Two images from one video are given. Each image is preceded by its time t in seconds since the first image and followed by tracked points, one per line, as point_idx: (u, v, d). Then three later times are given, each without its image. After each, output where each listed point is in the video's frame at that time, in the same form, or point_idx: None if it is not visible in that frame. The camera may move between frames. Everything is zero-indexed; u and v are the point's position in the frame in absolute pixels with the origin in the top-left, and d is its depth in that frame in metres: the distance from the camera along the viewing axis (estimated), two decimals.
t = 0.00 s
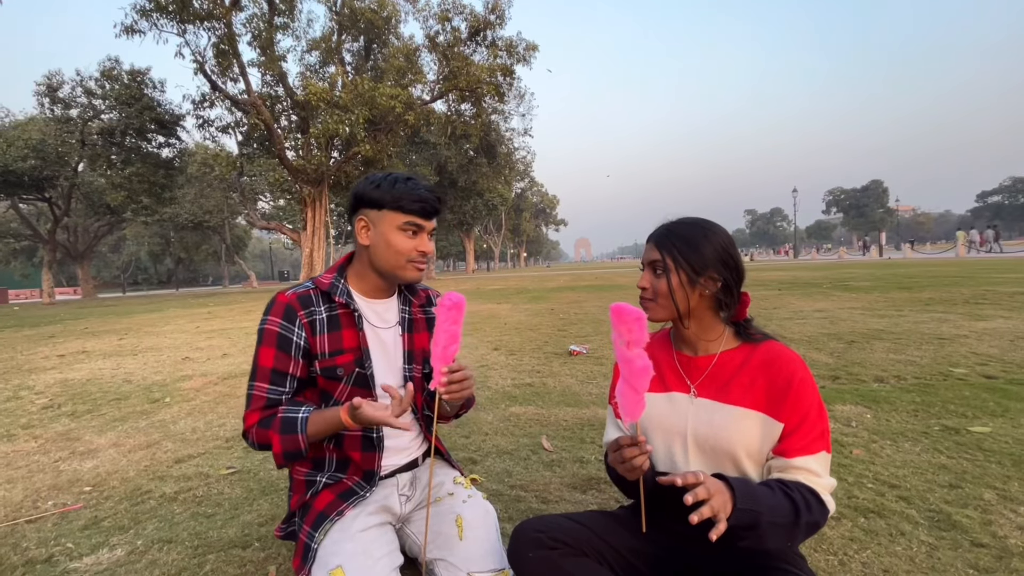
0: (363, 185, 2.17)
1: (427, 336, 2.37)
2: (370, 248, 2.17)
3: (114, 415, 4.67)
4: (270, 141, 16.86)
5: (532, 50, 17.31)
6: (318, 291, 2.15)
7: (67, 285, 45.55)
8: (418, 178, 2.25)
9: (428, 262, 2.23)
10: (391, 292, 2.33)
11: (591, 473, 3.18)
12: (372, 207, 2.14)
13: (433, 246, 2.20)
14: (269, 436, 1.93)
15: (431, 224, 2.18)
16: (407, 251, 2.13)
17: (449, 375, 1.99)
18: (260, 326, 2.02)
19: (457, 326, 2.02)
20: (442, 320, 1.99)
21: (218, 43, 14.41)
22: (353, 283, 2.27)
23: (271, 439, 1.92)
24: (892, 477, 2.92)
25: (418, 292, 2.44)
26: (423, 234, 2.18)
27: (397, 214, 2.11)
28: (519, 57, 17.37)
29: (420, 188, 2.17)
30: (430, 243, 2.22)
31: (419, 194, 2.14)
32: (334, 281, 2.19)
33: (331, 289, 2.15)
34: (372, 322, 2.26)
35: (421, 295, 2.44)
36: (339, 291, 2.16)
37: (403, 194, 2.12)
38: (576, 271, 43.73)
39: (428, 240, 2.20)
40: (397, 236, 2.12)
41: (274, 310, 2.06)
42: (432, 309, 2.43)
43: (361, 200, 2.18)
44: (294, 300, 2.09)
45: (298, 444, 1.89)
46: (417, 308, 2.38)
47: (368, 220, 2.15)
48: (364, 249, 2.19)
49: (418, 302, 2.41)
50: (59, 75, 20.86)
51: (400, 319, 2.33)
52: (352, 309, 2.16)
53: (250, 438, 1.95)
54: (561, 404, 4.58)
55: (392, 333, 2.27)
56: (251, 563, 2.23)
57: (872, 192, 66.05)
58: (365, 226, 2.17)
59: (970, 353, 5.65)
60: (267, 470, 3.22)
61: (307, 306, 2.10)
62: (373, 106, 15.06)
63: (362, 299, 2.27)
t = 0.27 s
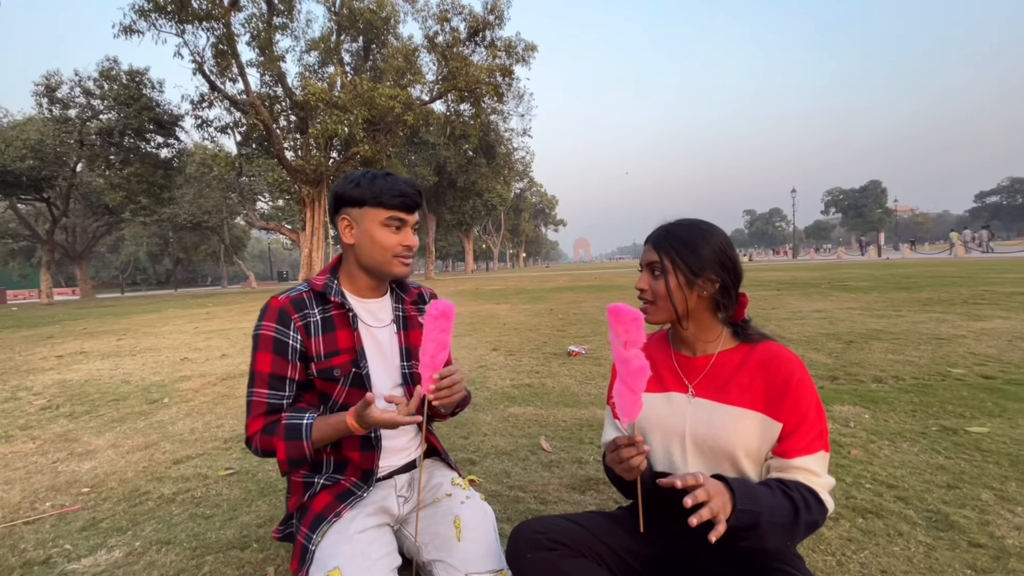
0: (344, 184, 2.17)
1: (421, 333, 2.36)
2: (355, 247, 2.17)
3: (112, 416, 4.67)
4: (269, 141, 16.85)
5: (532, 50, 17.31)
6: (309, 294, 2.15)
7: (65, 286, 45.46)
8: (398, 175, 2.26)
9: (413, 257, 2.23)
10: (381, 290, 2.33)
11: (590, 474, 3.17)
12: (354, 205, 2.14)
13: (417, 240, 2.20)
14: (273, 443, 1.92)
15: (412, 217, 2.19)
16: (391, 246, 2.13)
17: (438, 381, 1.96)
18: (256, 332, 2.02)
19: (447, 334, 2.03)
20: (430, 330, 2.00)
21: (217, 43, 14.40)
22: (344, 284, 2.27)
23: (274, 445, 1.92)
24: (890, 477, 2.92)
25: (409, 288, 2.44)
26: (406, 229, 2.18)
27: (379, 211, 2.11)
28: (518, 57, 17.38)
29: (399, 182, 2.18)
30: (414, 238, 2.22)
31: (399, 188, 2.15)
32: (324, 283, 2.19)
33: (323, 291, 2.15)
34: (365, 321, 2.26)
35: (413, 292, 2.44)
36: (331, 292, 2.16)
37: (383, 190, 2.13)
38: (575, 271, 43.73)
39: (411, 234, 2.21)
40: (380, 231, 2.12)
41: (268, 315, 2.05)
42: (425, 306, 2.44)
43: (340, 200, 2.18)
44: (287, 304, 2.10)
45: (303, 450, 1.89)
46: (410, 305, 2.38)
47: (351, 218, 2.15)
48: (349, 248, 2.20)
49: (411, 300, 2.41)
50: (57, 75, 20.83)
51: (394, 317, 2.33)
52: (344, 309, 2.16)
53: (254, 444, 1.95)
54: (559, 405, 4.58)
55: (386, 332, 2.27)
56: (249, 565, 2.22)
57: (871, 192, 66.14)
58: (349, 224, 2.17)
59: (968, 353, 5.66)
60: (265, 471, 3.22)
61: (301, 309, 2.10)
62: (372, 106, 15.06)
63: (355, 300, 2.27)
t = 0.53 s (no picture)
0: (343, 185, 2.17)
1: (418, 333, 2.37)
2: (354, 248, 2.17)
3: (110, 416, 4.66)
4: (268, 142, 16.84)
5: (530, 50, 17.30)
6: (305, 294, 2.15)
7: (63, 286, 45.38)
8: (399, 177, 2.26)
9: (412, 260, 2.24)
10: (379, 291, 2.33)
11: (588, 474, 3.18)
12: (353, 207, 2.14)
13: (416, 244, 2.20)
14: (267, 445, 1.92)
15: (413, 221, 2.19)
16: (391, 250, 2.13)
17: (428, 381, 1.96)
18: (250, 333, 2.01)
19: (435, 334, 2.00)
20: (420, 330, 1.97)
21: (216, 43, 14.38)
22: (340, 285, 2.27)
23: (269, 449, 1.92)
24: (887, 476, 2.93)
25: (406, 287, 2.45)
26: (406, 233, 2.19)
27: (380, 214, 2.11)
28: (517, 57, 17.38)
29: (401, 187, 2.18)
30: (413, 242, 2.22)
31: (400, 193, 2.15)
32: (320, 283, 2.19)
33: (318, 292, 2.15)
34: (361, 321, 2.26)
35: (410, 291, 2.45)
36: (326, 293, 2.16)
37: (384, 194, 2.13)
38: (574, 271, 43.75)
39: (411, 238, 2.21)
40: (380, 235, 2.12)
41: (262, 316, 2.05)
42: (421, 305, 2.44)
43: (340, 201, 2.17)
44: (282, 305, 2.09)
45: (298, 453, 1.89)
46: (406, 305, 2.38)
47: (350, 220, 2.15)
48: (347, 250, 2.20)
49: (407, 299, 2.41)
50: (55, 76, 20.79)
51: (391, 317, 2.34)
52: (340, 311, 2.16)
53: (247, 447, 1.95)
54: (558, 405, 4.58)
55: (382, 332, 2.28)
56: (247, 565, 2.23)
57: (869, 192, 66.22)
58: (347, 226, 2.16)
59: (966, 353, 5.67)
60: (263, 471, 3.22)
61: (296, 311, 2.10)
62: (371, 106, 15.04)
63: (351, 300, 2.27)
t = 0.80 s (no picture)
0: (338, 184, 2.17)
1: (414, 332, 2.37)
2: (347, 249, 2.17)
3: (108, 417, 4.66)
4: (267, 142, 16.82)
5: (529, 50, 17.29)
6: (301, 295, 2.15)
7: (62, 287, 45.32)
8: (395, 177, 2.25)
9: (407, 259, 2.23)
10: (374, 290, 2.32)
11: (586, 473, 3.18)
12: (348, 207, 2.14)
13: (411, 244, 2.21)
14: (265, 445, 1.92)
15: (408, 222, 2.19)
16: (386, 251, 2.13)
17: (425, 379, 1.97)
18: (246, 334, 2.01)
19: (432, 330, 2.00)
20: (416, 327, 1.98)
21: (214, 43, 14.36)
22: (334, 285, 2.27)
23: (266, 449, 1.91)
24: (885, 474, 2.93)
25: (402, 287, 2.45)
26: (402, 233, 2.19)
27: (375, 215, 2.11)
28: (516, 57, 17.38)
29: (396, 187, 2.18)
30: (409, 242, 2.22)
31: (395, 194, 2.15)
32: (315, 284, 2.19)
33: (314, 292, 2.15)
34: (357, 321, 2.26)
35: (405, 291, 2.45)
36: (321, 293, 2.16)
37: (379, 194, 2.12)
38: (573, 271, 43.80)
39: (405, 238, 2.20)
40: (375, 235, 2.12)
41: (258, 317, 2.05)
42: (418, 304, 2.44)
43: (335, 200, 2.17)
44: (278, 305, 2.09)
45: (296, 453, 1.89)
46: (402, 304, 2.38)
47: (345, 220, 2.15)
48: (341, 250, 2.19)
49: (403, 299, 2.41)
50: (54, 76, 20.77)
51: (386, 317, 2.33)
52: (335, 310, 2.16)
53: (245, 447, 1.94)
54: (557, 404, 4.58)
55: (378, 331, 2.27)
56: (245, 565, 2.23)
57: (869, 191, 66.25)
58: (341, 225, 2.16)
59: (964, 351, 5.67)
60: (262, 471, 3.22)
61: (292, 311, 2.10)
62: (369, 106, 15.03)
63: (346, 300, 2.27)
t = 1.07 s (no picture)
0: (333, 184, 2.16)
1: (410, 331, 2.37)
2: (342, 249, 2.17)
3: (107, 418, 4.65)
4: (266, 142, 16.80)
5: (528, 49, 17.28)
6: (295, 295, 2.14)
7: (62, 288, 45.28)
8: (388, 176, 2.25)
9: (402, 259, 2.23)
10: (369, 289, 2.32)
11: (585, 472, 3.18)
12: (342, 206, 2.13)
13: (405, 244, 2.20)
14: (261, 446, 1.91)
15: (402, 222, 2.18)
16: (380, 250, 2.13)
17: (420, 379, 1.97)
18: (240, 336, 2.01)
19: (423, 327, 1.99)
20: (408, 323, 1.97)
21: (213, 43, 14.34)
22: (329, 285, 2.27)
23: (262, 451, 1.91)
24: (885, 473, 2.93)
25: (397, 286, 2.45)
26: (396, 232, 2.18)
27: (369, 215, 2.11)
28: (515, 56, 17.36)
29: (390, 186, 2.18)
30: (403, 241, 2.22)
31: (389, 193, 2.15)
32: (309, 284, 2.18)
33: (308, 293, 2.14)
34: (351, 321, 2.26)
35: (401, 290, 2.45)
36: (315, 293, 2.16)
37: (372, 193, 2.12)
38: (572, 270, 43.82)
39: (399, 238, 2.20)
40: (369, 235, 2.12)
41: (253, 318, 2.04)
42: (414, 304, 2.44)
43: (329, 200, 2.16)
44: (272, 307, 2.09)
45: (293, 453, 1.89)
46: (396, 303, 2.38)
47: (339, 220, 2.14)
48: (335, 250, 2.19)
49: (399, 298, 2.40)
50: (53, 77, 20.75)
51: (381, 316, 2.33)
52: (329, 311, 2.16)
53: (241, 448, 1.94)
54: (556, 403, 4.58)
55: (374, 331, 2.27)
56: (243, 566, 2.22)
57: (868, 189, 66.23)
58: (335, 225, 2.16)
59: (964, 349, 5.67)
60: (261, 471, 3.22)
61: (286, 312, 2.09)
62: (368, 106, 15.02)
63: (340, 300, 2.27)
